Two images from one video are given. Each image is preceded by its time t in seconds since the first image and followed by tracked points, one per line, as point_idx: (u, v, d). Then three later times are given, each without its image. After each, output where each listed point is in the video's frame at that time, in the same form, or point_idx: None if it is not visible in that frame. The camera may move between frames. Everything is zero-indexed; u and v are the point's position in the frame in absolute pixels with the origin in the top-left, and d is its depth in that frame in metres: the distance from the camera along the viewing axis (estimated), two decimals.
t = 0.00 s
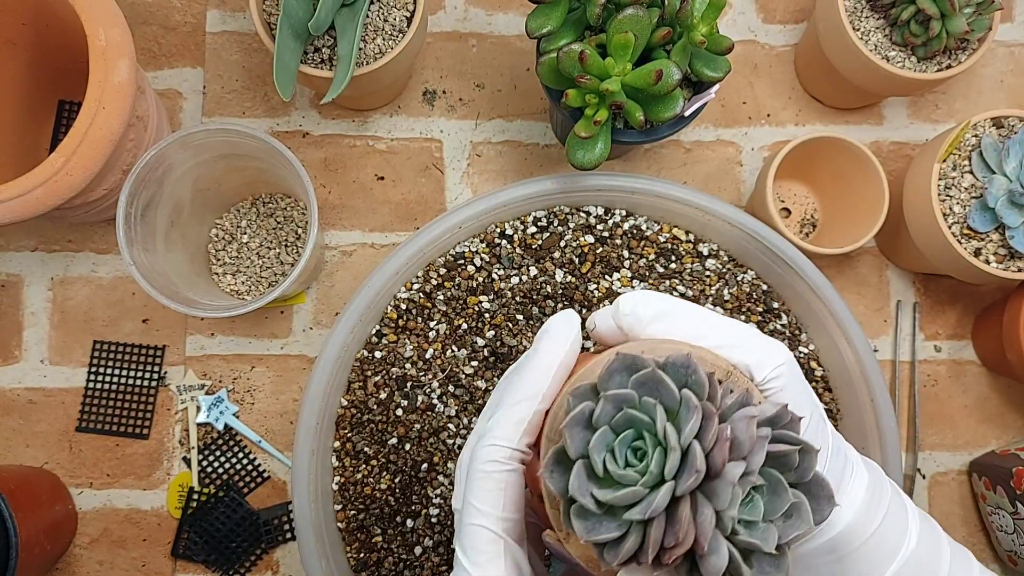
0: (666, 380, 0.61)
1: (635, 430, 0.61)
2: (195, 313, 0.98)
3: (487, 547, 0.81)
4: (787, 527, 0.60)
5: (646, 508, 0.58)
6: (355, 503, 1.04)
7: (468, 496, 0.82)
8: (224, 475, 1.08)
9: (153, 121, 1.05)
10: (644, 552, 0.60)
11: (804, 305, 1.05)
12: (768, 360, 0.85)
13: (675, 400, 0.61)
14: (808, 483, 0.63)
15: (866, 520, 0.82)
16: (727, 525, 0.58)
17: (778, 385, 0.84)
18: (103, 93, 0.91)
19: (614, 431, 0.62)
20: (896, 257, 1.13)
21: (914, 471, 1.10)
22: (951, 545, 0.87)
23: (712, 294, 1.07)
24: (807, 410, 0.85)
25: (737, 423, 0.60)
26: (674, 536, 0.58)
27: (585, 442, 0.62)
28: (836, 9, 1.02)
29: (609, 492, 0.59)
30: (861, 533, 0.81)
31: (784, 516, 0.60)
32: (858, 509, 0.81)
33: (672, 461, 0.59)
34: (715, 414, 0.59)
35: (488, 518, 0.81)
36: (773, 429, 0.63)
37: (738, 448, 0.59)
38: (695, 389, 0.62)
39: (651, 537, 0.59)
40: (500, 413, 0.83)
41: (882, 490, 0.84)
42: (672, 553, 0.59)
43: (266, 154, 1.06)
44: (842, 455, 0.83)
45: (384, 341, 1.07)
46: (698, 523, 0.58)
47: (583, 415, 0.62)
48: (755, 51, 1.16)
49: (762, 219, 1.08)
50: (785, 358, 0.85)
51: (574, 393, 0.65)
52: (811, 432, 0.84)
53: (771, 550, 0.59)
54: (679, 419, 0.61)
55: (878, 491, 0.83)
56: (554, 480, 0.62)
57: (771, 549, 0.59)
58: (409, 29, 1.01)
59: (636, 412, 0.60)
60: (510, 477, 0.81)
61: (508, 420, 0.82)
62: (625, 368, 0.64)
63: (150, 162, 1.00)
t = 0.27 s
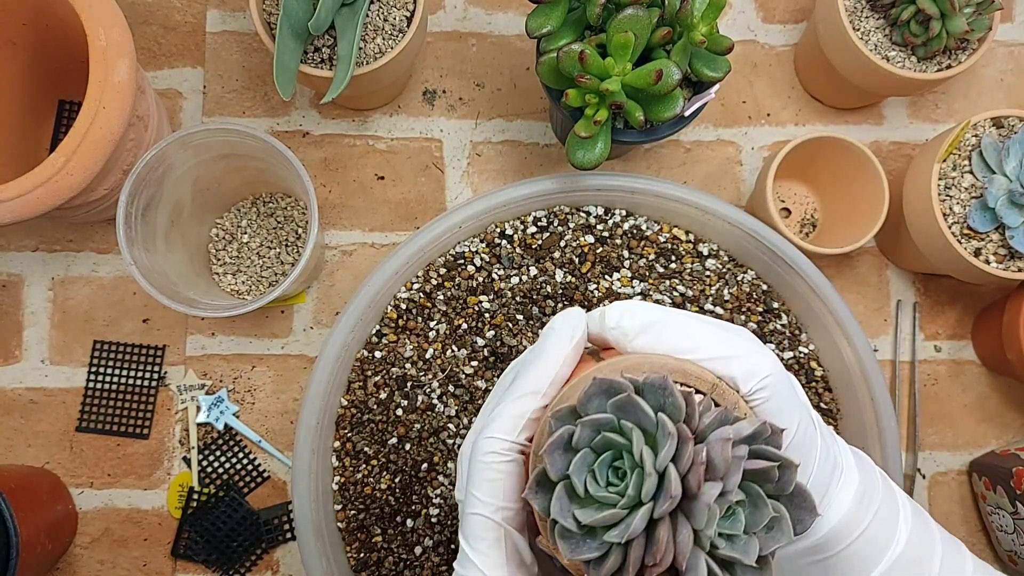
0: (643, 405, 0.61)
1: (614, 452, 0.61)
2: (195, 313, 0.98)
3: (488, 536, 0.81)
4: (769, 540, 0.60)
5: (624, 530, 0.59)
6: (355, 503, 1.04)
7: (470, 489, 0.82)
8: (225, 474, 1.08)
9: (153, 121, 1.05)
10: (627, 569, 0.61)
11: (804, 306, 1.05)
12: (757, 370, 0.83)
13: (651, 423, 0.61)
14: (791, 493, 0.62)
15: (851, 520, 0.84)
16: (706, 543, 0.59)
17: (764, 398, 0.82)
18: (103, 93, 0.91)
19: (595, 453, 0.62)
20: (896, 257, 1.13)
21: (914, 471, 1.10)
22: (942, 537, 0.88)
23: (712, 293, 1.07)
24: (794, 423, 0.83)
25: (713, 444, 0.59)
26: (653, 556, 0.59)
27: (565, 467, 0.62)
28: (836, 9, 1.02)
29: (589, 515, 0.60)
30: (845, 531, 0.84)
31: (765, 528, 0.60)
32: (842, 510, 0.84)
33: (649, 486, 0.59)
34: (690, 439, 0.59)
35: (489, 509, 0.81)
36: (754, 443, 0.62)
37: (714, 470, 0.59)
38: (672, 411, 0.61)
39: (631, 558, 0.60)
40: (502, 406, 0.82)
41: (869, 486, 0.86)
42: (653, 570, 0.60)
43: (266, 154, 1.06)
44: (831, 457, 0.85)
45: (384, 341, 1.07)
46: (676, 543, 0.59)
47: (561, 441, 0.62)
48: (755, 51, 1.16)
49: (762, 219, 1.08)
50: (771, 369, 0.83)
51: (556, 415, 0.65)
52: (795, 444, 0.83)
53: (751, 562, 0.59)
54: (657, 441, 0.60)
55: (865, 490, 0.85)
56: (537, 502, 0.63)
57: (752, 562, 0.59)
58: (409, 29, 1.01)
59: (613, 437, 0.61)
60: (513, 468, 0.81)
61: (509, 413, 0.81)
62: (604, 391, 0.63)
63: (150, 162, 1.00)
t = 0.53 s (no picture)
0: (669, 386, 0.61)
1: (639, 434, 0.61)
2: (195, 313, 0.98)
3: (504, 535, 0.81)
4: (790, 521, 0.61)
5: (653, 510, 0.59)
6: (355, 503, 1.04)
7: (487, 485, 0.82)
8: (225, 475, 1.08)
9: (153, 121, 1.05)
10: (652, 550, 0.61)
11: (804, 306, 1.05)
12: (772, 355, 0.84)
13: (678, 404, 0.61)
14: (811, 476, 0.63)
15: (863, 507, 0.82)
16: (731, 523, 0.59)
17: (778, 382, 0.83)
18: (103, 93, 0.91)
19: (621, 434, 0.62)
20: (896, 257, 1.13)
21: (914, 471, 1.10)
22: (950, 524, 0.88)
23: (712, 294, 1.07)
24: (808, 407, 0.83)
25: (738, 425, 0.60)
26: (680, 535, 0.59)
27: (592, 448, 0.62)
28: (836, 9, 1.02)
29: (617, 495, 0.60)
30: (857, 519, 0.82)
31: (787, 510, 0.61)
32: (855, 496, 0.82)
33: (676, 465, 0.59)
34: (717, 419, 0.59)
35: (507, 505, 0.81)
36: (775, 425, 0.63)
37: (739, 450, 0.59)
38: (697, 393, 0.62)
39: (658, 537, 0.60)
40: (523, 401, 0.82)
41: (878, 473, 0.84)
42: (679, 550, 0.60)
43: (266, 154, 1.06)
44: (844, 445, 0.83)
45: (384, 341, 1.07)
46: (703, 523, 0.59)
47: (588, 422, 0.62)
48: (755, 51, 1.16)
49: (762, 219, 1.08)
50: (787, 355, 0.85)
51: (581, 398, 0.65)
52: (812, 427, 0.82)
53: (774, 543, 0.59)
54: (682, 422, 0.61)
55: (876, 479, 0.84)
56: (562, 483, 0.63)
57: (774, 543, 0.59)
58: (409, 29, 1.01)
59: (640, 418, 0.60)
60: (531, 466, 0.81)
61: (528, 408, 0.81)
62: (629, 373, 0.64)
63: (150, 162, 1.00)
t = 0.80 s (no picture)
0: (723, 357, 0.62)
1: (689, 406, 0.61)
2: (195, 313, 0.98)
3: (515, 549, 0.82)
4: (832, 499, 0.62)
5: (708, 479, 0.59)
6: (355, 503, 1.04)
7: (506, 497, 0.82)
8: (225, 475, 1.08)
9: (153, 121, 1.05)
10: (702, 523, 0.60)
11: (804, 306, 1.05)
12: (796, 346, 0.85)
13: (729, 375, 0.62)
14: (849, 457, 0.65)
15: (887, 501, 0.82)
16: (783, 495, 0.60)
17: (813, 367, 0.85)
18: (102, 93, 0.91)
19: (672, 405, 0.62)
20: (896, 257, 1.13)
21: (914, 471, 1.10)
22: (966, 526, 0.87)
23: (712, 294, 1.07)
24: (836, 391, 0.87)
25: (790, 398, 0.62)
26: (734, 506, 0.59)
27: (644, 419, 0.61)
28: (836, 9, 1.02)
29: (669, 466, 0.60)
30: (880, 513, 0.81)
31: (828, 489, 0.62)
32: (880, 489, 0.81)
33: (732, 434, 0.60)
34: (771, 390, 0.60)
35: (519, 521, 0.82)
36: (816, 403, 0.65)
37: (792, 422, 0.61)
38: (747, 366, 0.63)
39: (711, 508, 0.59)
40: (547, 414, 0.82)
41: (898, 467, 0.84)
42: (731, 522, 0.60)
43: (266, 154, 1.06)
44: (869, 438, 0.83)
45: (384, 341, 1.07)
46: (755, 495, 0.59)
47: (642, 391, 0.62)
48: (755, 51, 1.16)
49: (762, 219, 1.08)
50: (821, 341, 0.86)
51: (629, 371, 0.65)
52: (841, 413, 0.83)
53: (819, 519, 0.60)
54: (734, 394, 0.61)
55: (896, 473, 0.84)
56: (612, 455, 0.62)
57: (819, 519, 0.60)
58: (409, 29, 1.01)
59: (694, 390, 0.61)
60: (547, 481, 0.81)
61: (549, 422, 0.82)
62: (679, 346, 0.64)
63: (150, 162, 1.00)
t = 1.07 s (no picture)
0: (710, 377, 0.61)
1: (676, 424, 0.61)
2: (195, 313, 0.98)
3: (522, 542, 0.82)
4: (824, 515, 0.61)
5: (693, 501, 0.59)
6: (355, 503, 1.04)
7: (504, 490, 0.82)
8: (225, 475, 1.08)
9: (153, 121, 1.05)
10: (690, 542, 0.60)
11: (804, 306, 1.05)
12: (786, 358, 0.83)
13: (717, 394, 0.61)
14: (841, 470, 0.63)
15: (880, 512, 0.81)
16: (770, 515, 0.59)
17: (810, 379, 0.83)
18: (102, 93, 0.91)
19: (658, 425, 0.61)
20: (896, 257, 1.13)
21: (914, 471, 1.10)
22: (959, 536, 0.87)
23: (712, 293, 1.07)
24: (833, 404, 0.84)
25: (778, 416, 0.60)
26: (720, 527, 0.59)
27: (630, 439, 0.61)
28: (836, 10, 1.02)
29: (656, 486, 0.60)
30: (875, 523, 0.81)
31: (820, 503, 0.61)
32: (875, 498, 0.81)
33: (718, 455, 0.59)
34: (759, 410, 0.59)
35: (523, 514, 0.82)
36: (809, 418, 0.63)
37: (781, 441, 0.60)
38: (736, 383, 0.62)
39: (697, 528, 0.59)
40: (546, 407, 0.82)
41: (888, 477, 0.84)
42: (718, 542, 0.59)
43: (266, 154, 1.06)
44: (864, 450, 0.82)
45: (384, 341, 1.07)
46: (742, 515, 0.59)
47: (627, 411, 0.61)
48: (755, 51, 1.16)
49: (762, 219, 1.08)
50: (818, 353, 0.84)
51: (617, 386, 0.64)
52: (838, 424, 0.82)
53: (808, 536, 0.59)
54: (722, 413, 0.60)
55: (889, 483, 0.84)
56: (599, 475, 0.62)
57: (808, 536, 0.59)
58: (409, 29, 1.01)
59: (680, 409, 0.60)
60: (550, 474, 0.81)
61: (547, 416, 0.81)
62: (666, 363, 0.63)
63: (150, 162, 1.00)
